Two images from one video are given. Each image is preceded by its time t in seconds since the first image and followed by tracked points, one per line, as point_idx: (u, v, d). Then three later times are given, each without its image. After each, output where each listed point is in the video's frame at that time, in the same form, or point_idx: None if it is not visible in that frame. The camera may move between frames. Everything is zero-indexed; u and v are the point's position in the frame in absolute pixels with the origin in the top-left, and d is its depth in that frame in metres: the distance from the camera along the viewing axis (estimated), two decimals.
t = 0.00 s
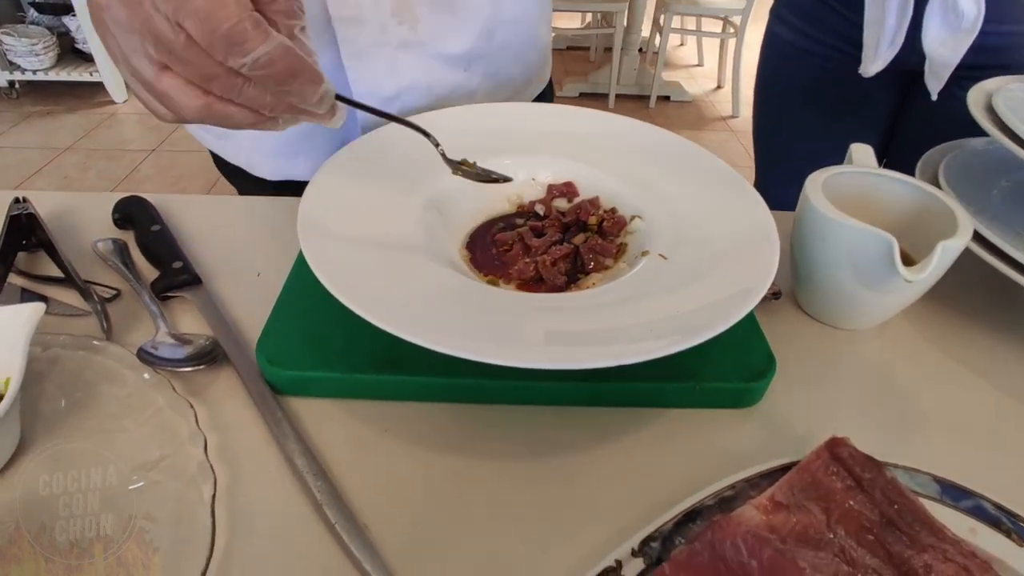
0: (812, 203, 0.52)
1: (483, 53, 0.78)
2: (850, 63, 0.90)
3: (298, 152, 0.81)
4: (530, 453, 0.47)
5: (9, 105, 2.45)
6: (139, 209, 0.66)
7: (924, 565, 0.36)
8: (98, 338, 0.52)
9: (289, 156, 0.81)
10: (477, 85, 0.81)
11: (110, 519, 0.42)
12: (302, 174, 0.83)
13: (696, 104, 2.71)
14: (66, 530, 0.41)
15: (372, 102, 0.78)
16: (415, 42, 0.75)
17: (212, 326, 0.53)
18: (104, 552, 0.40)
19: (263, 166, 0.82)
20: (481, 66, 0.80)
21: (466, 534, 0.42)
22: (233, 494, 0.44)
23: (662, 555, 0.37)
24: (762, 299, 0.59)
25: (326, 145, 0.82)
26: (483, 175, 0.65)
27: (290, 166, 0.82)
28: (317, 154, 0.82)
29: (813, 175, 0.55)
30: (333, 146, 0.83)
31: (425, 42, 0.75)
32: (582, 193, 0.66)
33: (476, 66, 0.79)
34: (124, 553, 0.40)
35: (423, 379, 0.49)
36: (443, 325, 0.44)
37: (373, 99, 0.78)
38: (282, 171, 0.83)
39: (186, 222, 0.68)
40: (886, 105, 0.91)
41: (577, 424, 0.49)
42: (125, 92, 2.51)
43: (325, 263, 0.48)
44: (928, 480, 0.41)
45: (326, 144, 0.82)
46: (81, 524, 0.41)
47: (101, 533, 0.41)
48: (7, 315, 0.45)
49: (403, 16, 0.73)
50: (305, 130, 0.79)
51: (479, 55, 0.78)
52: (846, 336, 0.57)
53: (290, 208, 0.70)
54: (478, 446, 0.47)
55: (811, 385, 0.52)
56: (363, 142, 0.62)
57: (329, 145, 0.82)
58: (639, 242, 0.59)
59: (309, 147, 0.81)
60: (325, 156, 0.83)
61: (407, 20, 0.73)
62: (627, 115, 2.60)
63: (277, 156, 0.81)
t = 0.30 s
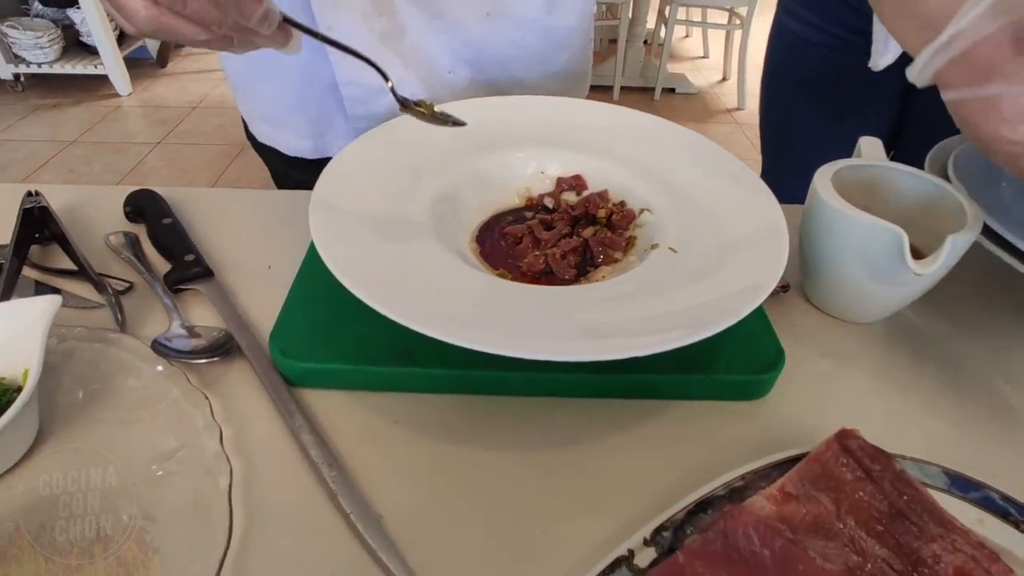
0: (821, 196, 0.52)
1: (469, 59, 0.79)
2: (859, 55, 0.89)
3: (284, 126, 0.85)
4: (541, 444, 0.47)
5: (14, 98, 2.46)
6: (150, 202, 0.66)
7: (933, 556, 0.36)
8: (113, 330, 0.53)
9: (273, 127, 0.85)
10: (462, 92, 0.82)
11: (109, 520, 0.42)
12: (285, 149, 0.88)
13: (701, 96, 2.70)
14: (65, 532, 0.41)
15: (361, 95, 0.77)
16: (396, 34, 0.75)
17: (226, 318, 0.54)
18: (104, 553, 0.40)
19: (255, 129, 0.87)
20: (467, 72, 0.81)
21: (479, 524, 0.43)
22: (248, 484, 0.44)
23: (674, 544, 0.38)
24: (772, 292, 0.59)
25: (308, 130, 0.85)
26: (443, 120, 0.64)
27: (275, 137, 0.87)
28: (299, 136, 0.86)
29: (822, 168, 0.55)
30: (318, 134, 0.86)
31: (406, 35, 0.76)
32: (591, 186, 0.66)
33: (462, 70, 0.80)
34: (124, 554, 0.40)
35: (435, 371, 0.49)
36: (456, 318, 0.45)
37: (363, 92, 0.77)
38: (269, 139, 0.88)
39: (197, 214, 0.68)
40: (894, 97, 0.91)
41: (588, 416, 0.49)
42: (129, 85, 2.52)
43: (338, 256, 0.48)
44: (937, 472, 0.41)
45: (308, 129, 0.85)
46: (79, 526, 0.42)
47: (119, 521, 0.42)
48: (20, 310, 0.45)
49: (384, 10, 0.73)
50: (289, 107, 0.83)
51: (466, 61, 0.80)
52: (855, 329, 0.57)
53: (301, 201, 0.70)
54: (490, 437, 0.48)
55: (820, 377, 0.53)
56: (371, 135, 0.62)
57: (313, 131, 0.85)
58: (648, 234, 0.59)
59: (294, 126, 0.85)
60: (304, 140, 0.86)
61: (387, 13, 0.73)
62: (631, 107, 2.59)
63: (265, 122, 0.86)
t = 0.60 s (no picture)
0: (832, 191, 0.52)
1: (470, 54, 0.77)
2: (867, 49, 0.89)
3: (287, 103, 0.86)
4: (553, 438, 0.48)
5: (19, 94, 2.47)
6: (161, 197, 0.66)
7: (944, 548, 0.37)
8: (127, 324, 0.53)
9: (278, 102, 0.87)
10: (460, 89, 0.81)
11: (109, 520, 0.42)
12: (288, 126, 0.88)
13: (705, 91, 2.70)
14: (65, 532, 0.41)
15: (359, 81, 0.76)
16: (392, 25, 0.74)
17: (239, 313, 0.54)
18: (104, 553, 0.40)
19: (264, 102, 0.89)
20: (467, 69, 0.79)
21: (492, 516, 0.43)
22: (263, 478, 0.45)
23: (687, 537, 0.38)
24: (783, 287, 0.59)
25: (307, 111, 0.85)
26: (428, 81, 0.75)
27: (280, 113, 0.88)
28: (300, 116, 0.86)
29: (833, 163, 0.56)
30: (317, 118, 0.86)
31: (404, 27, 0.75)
32: (601, 181, 0.66)
33: (462, 67, 0.79)
34: (124, 554, 0.40)
35: (448, 365, 0.49)
36: (470, 312, 0.45)
37: (361, 77, 0.76)
38: (276, 114, 0.89)
39: (208, 210, 0.68)
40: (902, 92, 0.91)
41: (599, 410, 0.50)
42: (133, 80, 2.52)
43: (352, 250, 0.49)
44: (948, 466, 0.42)
45: (307, 110, 0.85)
46: (80, 526, 0.41)
47: (136, 512, 0.42)
48: (36, 304, 0.46)
49: None
50: (293, 86, 0.84)
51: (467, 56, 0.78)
52: (865, 324, 0.57)
53: (311, 196, 0.71)
54: (502, 431, 0.48)
55: (830, 372, 0.53)
56: (383, 130, 0.62)
57: (311, 113, 0.85)
58: (658, 230, 0.59)
59: (296, 104, 0.86)
60: (303, 121, 0.86)
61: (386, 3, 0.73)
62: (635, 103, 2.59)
63: (274, 97, 0.87)
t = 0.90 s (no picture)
0: (835, 193, 0.52)
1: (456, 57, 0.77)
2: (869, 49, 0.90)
3: (271, 102, 0.86)
4: (557, 439, 0.48)
5: (20, 93, 2.47)
6: (163, 198, 0.66)
7: (946, 551, 0.37)
8: (130, 325, 0.53)
9: (263, 100, 0.87)
10: (445, 93, 0.80)
11: (109, 521, 0.42)
12: (272, 124, 0.88)
13: (706, 91, 2.69)
14: (65, 532, 0.41)
15: (341, 83, 0.76)
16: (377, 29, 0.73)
17: (241, 315, 0.54)
18: (103, 553, 0.40)
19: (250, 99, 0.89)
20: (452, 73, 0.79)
21: (494, 518, 0.43)
22: (266, 479, 0.45)
23: (688, 539, 0.38)
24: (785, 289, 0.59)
25: (289, 111, 0.85)
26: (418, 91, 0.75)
27: (264, 111, 0.88)
28: (283, 115, 0.86)
29: (835, 164, 0.56)
30: (300, 118, 0.85)
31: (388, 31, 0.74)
32: (602, 182, 0.66)
33: (449, 71, 0.79)
34: (123, 554, 0.40)
35: (450, 367, 0.49)
36: (471, 314, 0.45)
37: (345, 79, 0.76)
38: (261, 112, 0.89)
39: (209, 210, 0.68)
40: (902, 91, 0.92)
41: (600, 411, 0.50)
42: (134, 80, 2.52)
43: (355, 251, 0.49)
44: (950, 468, 0.42)
45: (290, 111, 0.85)
46: (79, 525, 0.42)
47: (140, 512, 0.42)
48: (42, 304, 0.46)
49: None
50: (275, 86, 0.84)
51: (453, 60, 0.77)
52: (866, 325, 0.57)
53: (311, 197, 0.71)
54: (503, 433, 0.48)
55: (831, 374, 0.53)
56: (384, 131, 0.62)
57: (294, 112, 0.85)
58: (660, 231, 0.59)
59: (280, 104, 0.85)
60: (286, 120, 0.86)
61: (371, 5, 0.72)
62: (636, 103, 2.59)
63: (259, 95, 0.87)
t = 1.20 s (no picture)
0: (831, 197, 0.53)
1: (454, 65, 0.77)
2: (867, 51, 0.90)
3: (269, 109, 0.86)
4: (555, 442, 0.48)
5: (20, 93, 2.48)
6: (164, 202, 0.67)
7: (939, 555, 0.37)
8: (131, 329, 0.54)
9: (260, 107, 0.87)
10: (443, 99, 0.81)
11: (109, 521, 0.42)
12: (270, 130, 0.89)
13: (705, 91, 2.70)
14: (65, 532, 0.42)
15: (339, 90, 0.77)
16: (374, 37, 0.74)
17: (241, 319, 0.55)
18: (103, 553, 0.41)
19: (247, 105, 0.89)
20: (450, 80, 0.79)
21: (493, 520, 0.43)
22: (266, 482, 0.45)
23: (684, 542, 0.38)
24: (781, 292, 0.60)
25: (287, 116, 0.85)
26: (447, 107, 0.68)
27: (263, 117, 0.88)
28: (282, 122, 0.86)
29: (832, 169, 0.56)
30: (298, 126, 0.86)
31: (386, 39, 0.74)
32: (600, 186, 0.67)
33: (446, 78, 0.79)
34: (123, 554, 0.40)
35: (448, 370, 0.50)
36: (470, 318, 0.45)
37: (343, 86, 0.76)
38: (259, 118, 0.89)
39: (209, 214, 0.69)
40: (899, 94, 0.92)
41: (597, 415, 0.50)
42: (134, 80, 2.53)
43: (354, 256, 0.49)
44: (944, 472, 0.42)
45: (288, 117, 0.85)
46: (79, 526, 0.42)
47: (140, 514, 0.42)
48: (44, 308, 0.46)
49: (366, 11, 0.72)
50: (273, 93, 0.84)
51: (451, 68, 0.78)
52: (863, 329, 0.57)
53: (310, 201, 0.71)
54: (501, 436, 0.49)
55: (826, 377, 0.53)
56: (383, 135, 0.63)
57: (292, 119, 0.85)
58: (658, 236, 0.59)
59: (279, 111, 0.85)
60: (285, 127, 0.86)
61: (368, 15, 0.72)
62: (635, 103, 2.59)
63: (257, 103, 0.87)
